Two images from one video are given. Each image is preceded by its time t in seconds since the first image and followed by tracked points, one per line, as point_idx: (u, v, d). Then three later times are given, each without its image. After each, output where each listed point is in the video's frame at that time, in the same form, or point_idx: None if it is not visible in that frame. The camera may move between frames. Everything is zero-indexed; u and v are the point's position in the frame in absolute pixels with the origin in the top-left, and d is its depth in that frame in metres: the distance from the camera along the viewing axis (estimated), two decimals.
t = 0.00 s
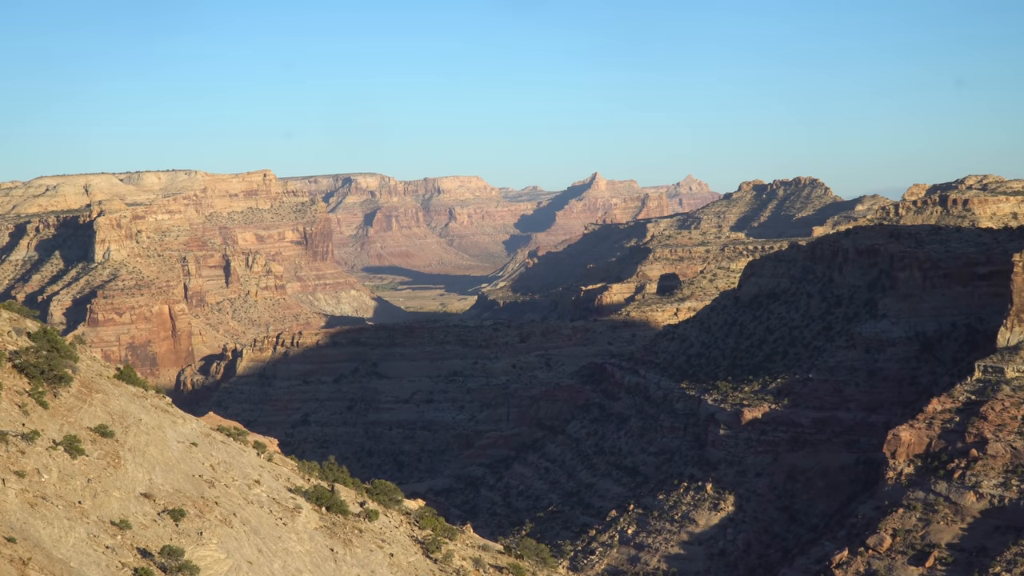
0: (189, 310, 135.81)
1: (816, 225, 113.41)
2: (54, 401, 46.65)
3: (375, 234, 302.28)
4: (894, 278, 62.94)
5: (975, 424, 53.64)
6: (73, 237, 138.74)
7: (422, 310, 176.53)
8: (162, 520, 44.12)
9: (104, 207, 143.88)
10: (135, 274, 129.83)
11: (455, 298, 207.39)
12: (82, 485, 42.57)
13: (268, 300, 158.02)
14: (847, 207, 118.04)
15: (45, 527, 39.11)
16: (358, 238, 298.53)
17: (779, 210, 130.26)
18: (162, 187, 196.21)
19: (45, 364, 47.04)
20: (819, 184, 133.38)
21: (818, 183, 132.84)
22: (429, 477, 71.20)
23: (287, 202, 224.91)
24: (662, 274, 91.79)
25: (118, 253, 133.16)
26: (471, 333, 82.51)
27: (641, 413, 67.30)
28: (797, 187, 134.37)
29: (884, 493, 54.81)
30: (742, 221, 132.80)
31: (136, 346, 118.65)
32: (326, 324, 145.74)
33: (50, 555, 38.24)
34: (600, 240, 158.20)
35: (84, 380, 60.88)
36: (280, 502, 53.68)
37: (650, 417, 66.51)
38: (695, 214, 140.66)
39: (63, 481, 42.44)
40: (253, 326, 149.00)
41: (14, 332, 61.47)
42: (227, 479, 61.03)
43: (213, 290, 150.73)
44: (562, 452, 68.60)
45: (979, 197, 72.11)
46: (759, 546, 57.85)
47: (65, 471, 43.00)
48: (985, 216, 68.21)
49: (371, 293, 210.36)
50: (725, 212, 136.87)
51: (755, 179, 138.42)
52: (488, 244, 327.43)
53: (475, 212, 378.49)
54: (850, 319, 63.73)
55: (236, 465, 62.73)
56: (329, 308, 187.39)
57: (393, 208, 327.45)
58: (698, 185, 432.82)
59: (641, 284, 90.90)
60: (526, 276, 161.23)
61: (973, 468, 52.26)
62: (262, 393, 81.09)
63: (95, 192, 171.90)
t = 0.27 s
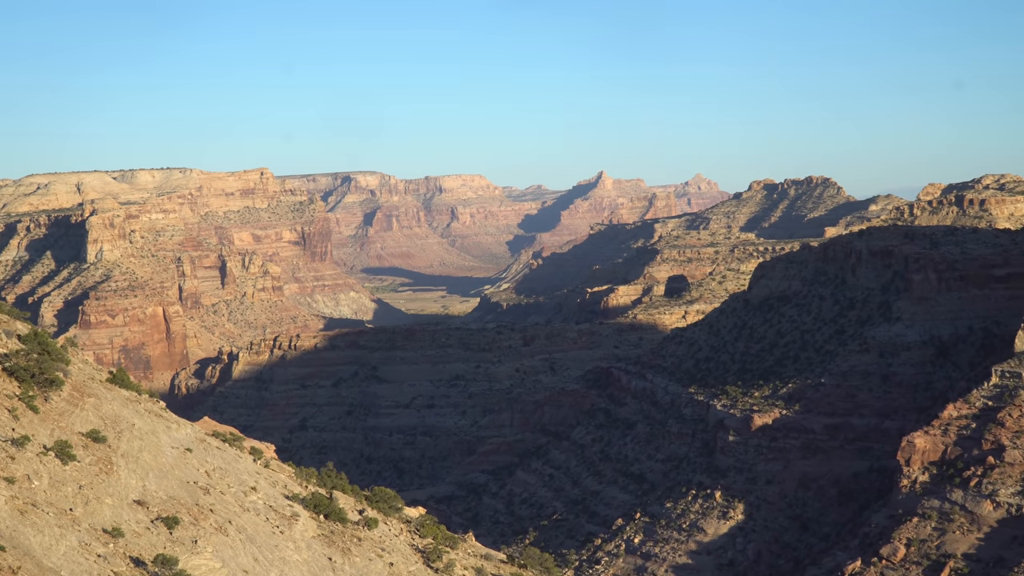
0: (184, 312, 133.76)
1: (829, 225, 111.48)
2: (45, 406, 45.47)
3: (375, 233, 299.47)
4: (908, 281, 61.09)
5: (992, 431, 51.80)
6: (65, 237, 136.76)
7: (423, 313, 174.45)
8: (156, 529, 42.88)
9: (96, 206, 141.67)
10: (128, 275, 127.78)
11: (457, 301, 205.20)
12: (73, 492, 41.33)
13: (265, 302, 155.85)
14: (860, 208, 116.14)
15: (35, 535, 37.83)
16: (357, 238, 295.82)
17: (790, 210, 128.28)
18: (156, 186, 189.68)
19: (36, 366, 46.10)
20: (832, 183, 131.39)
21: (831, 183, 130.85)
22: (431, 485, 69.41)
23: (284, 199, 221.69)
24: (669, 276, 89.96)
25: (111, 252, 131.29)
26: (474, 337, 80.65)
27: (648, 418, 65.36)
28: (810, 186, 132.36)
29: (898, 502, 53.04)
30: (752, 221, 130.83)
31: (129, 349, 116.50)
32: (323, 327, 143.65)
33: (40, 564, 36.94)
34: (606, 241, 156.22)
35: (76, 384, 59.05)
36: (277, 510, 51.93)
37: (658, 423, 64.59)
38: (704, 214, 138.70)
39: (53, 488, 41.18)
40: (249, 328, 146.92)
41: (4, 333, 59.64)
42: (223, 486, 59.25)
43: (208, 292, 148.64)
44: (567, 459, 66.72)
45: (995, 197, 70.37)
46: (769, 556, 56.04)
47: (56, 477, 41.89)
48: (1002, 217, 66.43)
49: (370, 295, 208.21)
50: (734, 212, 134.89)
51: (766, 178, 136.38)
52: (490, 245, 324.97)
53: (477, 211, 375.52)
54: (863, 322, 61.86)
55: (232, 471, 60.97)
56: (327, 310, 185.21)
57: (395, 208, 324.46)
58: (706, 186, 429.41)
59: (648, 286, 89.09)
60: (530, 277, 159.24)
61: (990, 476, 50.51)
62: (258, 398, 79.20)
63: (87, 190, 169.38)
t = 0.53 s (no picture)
0: (179, 315, 131.68)
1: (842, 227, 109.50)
2: (36, 410, 44.44)
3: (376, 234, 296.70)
4: (924, 284, 59.27)
5: (1009, 439, 50.06)
6: (57, 237, 134.34)
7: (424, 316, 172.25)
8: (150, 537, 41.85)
9: (90, 206, 139.25)
10: (122, 277, 125.55)
11: (459, 304, 202.96)
12: (64, 499, 40.28)
13: (262, 304, 153.69)
14: (874, 209, 114.21)
15: (24, 544, 36.78)
16: (358, 238, 292.97)
17: (802, 212, 126.19)
18: (151, 184, 185.68)
19: (27, 372, 44.59)
20: (845, 184, 129.34)
21: (844, 183, 128.76)
22: (432, 493, 67.67)
23: (282, 199, 218.72)
24: (678, 279, 88.16)
25: (104, 253, 128.86)
26: (477, 342, 78.82)
27: (655, 426, 63.45)
28: (822, 186, 130.27)
29: (912, 512, 51.21)
30: (762, 223, 128.74)
31: (122, 353, 114.18)
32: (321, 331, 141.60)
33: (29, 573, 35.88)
34: (613, 242, 154.25)
35: (67, 388, 57.27)
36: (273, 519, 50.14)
37: (665, 431, 62.70)
38: (713, 215, 136.65)
39: (44, 495, 40.13)
40: (245, 331, 144.74)
41: None
42: (217, 494, 57.52)
43: (203, 294, 146.44)
44: (572, 467, 64.90)
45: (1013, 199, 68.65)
46: (780, 567, 54.28)
47: (47, 484, 40.84)
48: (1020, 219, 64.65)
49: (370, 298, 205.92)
50: (745, 213, 132.94)
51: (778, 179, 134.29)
52: (493, 246, 322.32)
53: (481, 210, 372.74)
54: (877, 327, 59.99)
55: (227, 479, 59.23)
56: (325, 313, 182.91)
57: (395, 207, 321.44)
58: (715, 185, 426.07)
59: (656, 289, 87.33)
60: (534, 280, 157.07)
61: (1007, 486, 48.77)
62: (254, 402, 77.34)
63: (81, 189, 166.63)
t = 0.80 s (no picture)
0: (174, 319, 129.56)
1: (855, 230, 107.58)
2: (27, 416, 44.00)
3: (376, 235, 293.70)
4: (939, 290, 57.50)
5: None
6: (48, 239, 131.76)
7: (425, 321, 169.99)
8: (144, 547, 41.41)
9: (82, 207, 136.74)
10: (115, 279, 123.05)
11: (461, 308, 200.61)
12: (55, 508, 39.81)
13: (259, 309, 151.57)
14: (890, 212, 112.36)
15: (14, 556, 36.43)
16: (357, 240, 289.94)
17: (815, 214, 124.11)
18: (145, 184, 183.73)
19: (18, 378, 44.00)
20: (859, 186, 127.29)
21: (858, 185, 126.69)
22: (433, 503, 65.95)
23: (280, 199, 215.22)
24: (687, 283, 86.38)
25: (97, 255, 125.96)
26: (480, 347, 77.04)
27: (663, 434, 61.63)
28: (836, 189, 128.21)
29: (928, 523, 49.44)
30: (774, 226, 126.66)
31: (115, 358, 111.83)
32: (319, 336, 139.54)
33: None
34: (620, 245, 152.30)
35: (58, 393, 55.54)
36: (270, 528, 48.49)
37: (673, 439, 60.86)
38: (723, 218, 134.61)
39: (34, 503, 39.67)
40: (241, 336, 142.60)
41: None
42: (212, 503, 55.82)
43: (199, 298, 144.24)
44: (578, 476, 63.14)
45: None
46: None
47: (37, 492, 40.34)
48: None
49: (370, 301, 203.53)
50: (756, 216, 130.95)
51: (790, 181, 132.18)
52: (495, 249, 319.49)
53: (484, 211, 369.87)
54: (892, 333, 58.23)
55: (223, 488, 57.52)
56: (323, 318, 180.63)
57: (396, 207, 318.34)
58: (723, 186, 422.38)
59: (665, 294, 85.55)
60: (538, 285, 155.00)
61: None
62: (251, 408, 75.54)
63: (73, 189, 163.67)
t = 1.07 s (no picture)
0: (167, 324, 127.28)
1: (868, 233, 105.68)
2: (17, 425, 43.55)
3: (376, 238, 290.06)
4: (955, 294, 55.76)
5: None
6: (36, 241, 129.45)
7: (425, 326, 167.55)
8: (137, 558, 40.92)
9: (72, 208, 133.99)
10: (107, 283, 120.48)
11: (463, 313, 198.07)
12: (46, 518, 39.28)
13: (255, 314, 149.25)
14: (904, 215, 110.65)
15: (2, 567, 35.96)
16: (356, 243, 286.39)
17: (827, 217, 122.04)
18: (138, 185, 179.58)
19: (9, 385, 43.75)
20: (873, 188, 125.21)
21: (871, 187, 124.62)
22: (433, 514, 64.28)
23: (276, 203, 210.08)
24: (695, 288, 84.68)
25: (88, 258, 123.30)
26: (482, 354, 75.30)
27: (670, 443, 59.91)
28: (848, 190, 126.13)
29: (942, 535, 47.70)
30: (785, 229, 124.57)
31: (107, 364, 109.71)
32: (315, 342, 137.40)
33: None
34: (626, 249, 150.43)
35: (49, 400, 53.83)
36: (265, 541, 47.11)
37: (681, 448, 59.15)
38: (733, 220, 132.52)
39: (24, 514, 39.13)
40: (237, 342, 140.28)
41: None
42: (207, 514, 54.12)
43: (193, 302, 141.57)
44: (583, 486, 61.45)
45: None
46: None
47: (27, 502, 39.77)
48: None
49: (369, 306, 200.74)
50: (766, 218, 128.91)
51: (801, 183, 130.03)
52: (496, 252, 316.25)
53: (485, 212, 366.36)
54: (906, 339, 56.49)
55: (218, 498, 55.87)
56: (320, 323, 178.11)
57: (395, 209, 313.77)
58: (732, 187, 418.64)
59: (672, 298, 83.87)
60: (542, 289, 152.99)
61: None
62: (247, 416, 73.79)
63: (62, 188, 159.82)
